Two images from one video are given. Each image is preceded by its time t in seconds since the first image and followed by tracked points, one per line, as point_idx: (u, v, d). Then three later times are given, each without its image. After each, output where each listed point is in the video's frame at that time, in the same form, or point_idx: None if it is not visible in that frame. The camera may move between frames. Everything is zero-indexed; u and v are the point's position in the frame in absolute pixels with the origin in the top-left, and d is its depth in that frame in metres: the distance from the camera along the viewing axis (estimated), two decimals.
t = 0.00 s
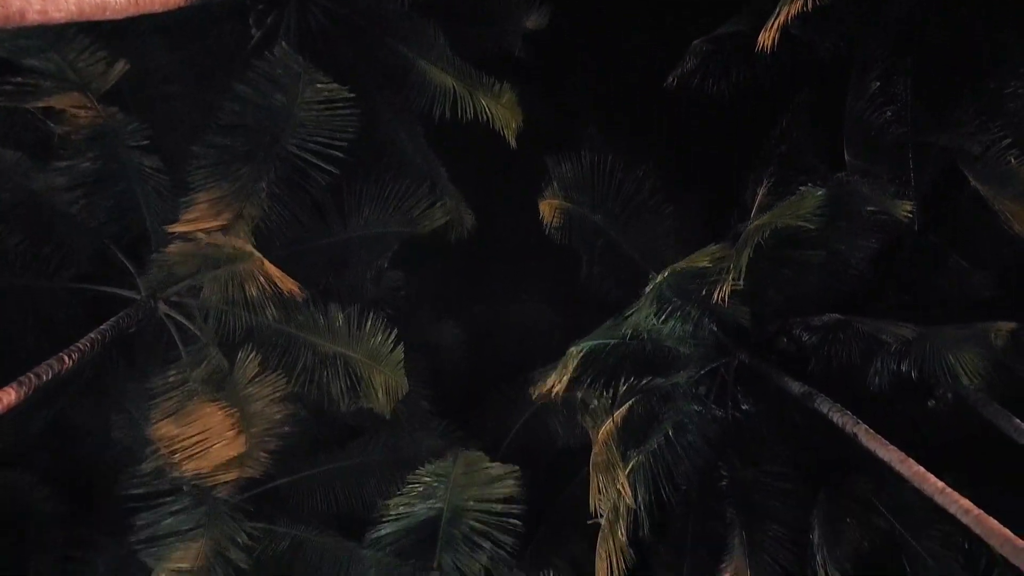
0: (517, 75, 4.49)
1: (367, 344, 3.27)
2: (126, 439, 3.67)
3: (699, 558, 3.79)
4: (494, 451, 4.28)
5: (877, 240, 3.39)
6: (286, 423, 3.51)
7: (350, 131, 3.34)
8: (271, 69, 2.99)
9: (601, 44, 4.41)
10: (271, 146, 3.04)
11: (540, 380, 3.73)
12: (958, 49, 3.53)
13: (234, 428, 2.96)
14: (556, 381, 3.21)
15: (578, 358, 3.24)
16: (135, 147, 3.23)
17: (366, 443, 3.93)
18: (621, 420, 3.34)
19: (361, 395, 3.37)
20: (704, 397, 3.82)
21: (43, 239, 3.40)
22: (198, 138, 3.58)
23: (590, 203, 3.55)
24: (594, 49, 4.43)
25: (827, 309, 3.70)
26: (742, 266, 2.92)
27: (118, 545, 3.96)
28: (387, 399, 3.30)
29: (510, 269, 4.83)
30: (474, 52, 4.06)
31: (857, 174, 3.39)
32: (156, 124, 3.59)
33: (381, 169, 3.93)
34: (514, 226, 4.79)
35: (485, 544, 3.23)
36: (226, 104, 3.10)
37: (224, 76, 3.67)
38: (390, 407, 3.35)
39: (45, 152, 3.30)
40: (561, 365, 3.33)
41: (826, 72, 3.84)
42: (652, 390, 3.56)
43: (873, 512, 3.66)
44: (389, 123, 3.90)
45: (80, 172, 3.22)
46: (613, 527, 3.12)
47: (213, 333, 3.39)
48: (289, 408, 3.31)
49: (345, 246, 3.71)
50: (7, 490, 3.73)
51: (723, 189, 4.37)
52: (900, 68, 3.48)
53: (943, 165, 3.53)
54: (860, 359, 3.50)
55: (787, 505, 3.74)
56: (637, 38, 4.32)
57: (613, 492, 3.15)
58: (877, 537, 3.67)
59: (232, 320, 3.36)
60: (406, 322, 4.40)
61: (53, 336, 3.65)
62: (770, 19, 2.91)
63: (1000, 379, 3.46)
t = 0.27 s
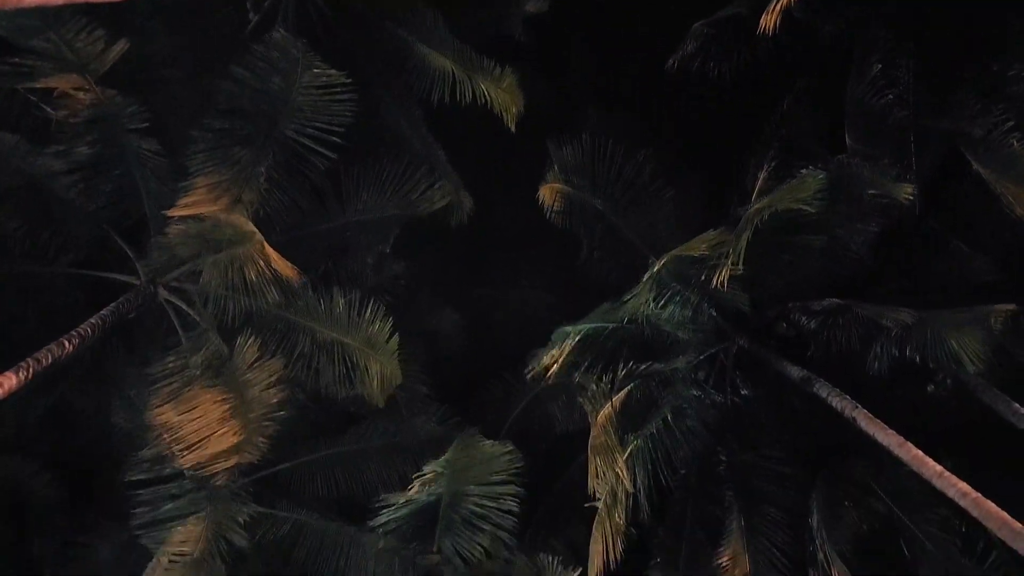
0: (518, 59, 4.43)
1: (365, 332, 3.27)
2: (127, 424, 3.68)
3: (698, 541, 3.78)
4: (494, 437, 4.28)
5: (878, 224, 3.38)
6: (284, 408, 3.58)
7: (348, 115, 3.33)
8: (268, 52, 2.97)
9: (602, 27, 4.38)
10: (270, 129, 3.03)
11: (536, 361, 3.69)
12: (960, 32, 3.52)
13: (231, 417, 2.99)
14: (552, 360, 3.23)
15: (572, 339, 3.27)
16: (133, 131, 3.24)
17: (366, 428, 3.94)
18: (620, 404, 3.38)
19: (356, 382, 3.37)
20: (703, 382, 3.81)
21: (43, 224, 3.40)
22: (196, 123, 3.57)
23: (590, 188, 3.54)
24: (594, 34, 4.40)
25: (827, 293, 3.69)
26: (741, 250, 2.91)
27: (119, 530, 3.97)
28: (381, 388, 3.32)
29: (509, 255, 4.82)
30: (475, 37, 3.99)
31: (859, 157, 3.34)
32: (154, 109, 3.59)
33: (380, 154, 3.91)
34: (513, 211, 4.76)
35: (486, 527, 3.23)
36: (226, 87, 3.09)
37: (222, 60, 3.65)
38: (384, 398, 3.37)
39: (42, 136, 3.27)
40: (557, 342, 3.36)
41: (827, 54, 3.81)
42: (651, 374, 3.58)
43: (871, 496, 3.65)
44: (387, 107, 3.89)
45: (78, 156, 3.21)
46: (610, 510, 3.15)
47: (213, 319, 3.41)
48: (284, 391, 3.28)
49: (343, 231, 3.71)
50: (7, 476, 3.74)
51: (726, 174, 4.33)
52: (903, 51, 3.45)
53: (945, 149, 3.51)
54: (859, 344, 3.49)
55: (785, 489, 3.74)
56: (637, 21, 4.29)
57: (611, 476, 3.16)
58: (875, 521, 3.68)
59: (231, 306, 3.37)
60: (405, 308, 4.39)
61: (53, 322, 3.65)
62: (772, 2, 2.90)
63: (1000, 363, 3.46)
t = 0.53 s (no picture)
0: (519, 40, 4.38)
1: (360, 318, 3.29)
2: (127, 407, 3.68)
3: (696, 522, 3.75)
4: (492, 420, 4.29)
5: (879, 205, 3.36)
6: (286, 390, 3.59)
7: (346, 97, 3.31)
8: (267, 32, 2.95)
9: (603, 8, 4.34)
10: (268, 111, 3.02)
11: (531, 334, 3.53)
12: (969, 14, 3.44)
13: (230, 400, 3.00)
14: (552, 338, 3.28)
15: (571, 317, 3.29)
16: (131, 113, 3.23)
17: (365, 412, 3.95)
18: (620, 385, 3.38)
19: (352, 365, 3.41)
20: (703, 364, 3.81)
21: (40, 207, 3.36)
22: (193, 104, 3.55)
23: (590, 169, 3.54)
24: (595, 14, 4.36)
25: (826, 275, 3.68)
26: (741, 229, 2.90)
27: (121, 513, 3.99)
28: (376, 374, 3.33)
29: (507, 237, 4.80)
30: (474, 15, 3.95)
31: (859, 136, 3.32)
32: (153, 89, 3.59)
33: (378, 135, 3.87)
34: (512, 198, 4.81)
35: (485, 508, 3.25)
36: (225, 67, 3.06)
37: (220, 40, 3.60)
38: (379, 382, 3.40)
39: (39, 117, 3.25)
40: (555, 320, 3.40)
41: (829, 36, 3.77)
42: (652, 355, 3.57)
43: (868, 475, 3.67)
44: (388, 88, 3.88)
45: (75, 137, 3.18)
46: (608, 490, 3.18)
47: (212, 302, 3.40)
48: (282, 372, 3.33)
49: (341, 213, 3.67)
50: (8, 456, 3.77)
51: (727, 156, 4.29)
52: (904, 30, 3.45)
53: (946, 129, 3.50)
54: (859, 324, 3.48)
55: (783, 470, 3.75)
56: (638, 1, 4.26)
57: (610, 457, 3.16)
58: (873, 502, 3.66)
59: (227, 289, 3.35)
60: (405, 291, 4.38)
61: (52, 301, 3.67)
62: None
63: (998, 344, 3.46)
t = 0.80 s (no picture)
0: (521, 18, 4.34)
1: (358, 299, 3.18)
2: (128, 385, 3.70)
3: (692, 503, 3.75)
4: (491, 400, 4.29)
5: (880, 187, 3.34)
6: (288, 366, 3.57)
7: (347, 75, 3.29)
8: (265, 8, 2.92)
9: None
10: (266, 89, 2.99)
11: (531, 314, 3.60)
12: None
13: (230, 374, 3.00)
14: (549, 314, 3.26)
15: (571, 294, 3.26)
16: (130, 90, 3.20)
17: (365, 391, 3.95)
18: (618, 366, 3.39)
19: (352, 345, 3.40)
20: (702, 346, 3.81)
21: (39, 185, 3.33)
22: (190, 82, 3.57)
23: (588, 150, 3.54)
24: None
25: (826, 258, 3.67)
26: (744, 209, 2.88)
27: (121, 489, 4.01)
28: (376, 354, 3.29)
29: (507, 218, 4.78)
30: None
31: (862, 115, 3.31)
32: (150, 67, 3.55)
33: (379, 115, 3.84)
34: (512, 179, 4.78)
35: (480, 488, 3.30)
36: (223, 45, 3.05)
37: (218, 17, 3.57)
38: (380, 362, 3.37)
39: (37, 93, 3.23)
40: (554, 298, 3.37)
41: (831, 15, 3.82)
42: (649, 337, 3.57)
43: (866, 458, 3.64)
44: (389, 66, 3.86)
45: (75, 115, 3.13)
46: (605, 469, 3.21)
47: (210, 280, 3.45)
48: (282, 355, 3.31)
49: (339, 192, 3.67)
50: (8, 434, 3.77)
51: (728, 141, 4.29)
52: (910, 12, 3.41)
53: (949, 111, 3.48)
54: (858, 307, 3.45)
55: (780, 451, 3.75)
56: None
57: (606, 438, 3.19)
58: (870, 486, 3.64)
59: (225, 267, 3.39)
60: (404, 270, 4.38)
61: (51, 281, 3.66)
62: None
63: (996, 328, 3.46)
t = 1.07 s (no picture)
0: None
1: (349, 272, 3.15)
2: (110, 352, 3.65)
3: (673, 490, 3.80)
4: (477, 380, 4.30)
5: (872, 184, 3.39)
6: (281, 334, 3.56)
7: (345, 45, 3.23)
8: None
9: None
10: (262, 58, 2.99)
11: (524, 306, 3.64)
12: None
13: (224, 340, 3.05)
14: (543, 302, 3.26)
15: (566, 278, 3.24)
16: (122, 51, 3.12)
17: (351, 367, 3.93)
18: (605, 351, 3.40)
19: (344, 317, 3.39)
20: (690, 334, 3.84)
21: (22, 143, 3.31)
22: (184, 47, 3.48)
23: (584, 134, 3.56)
24: None
25: (816, 252, 3.71)
26: (740, 202, 2.89)
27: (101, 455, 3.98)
28: (369, 324, 3.32)
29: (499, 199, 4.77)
30: None
31: (859, 113, 3.33)
32: (142, 30, 3.47)
33: (375, 90, 3.79)
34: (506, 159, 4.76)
35: (461, 467, 3.30)
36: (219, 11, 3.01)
37: None
38: (374, 331, 3.36)
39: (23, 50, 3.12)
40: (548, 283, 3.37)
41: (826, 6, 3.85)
42: (638, 323, 3.59)
43: (844, 451, 3.70)
44: (385, 40, 3.78)
45: (66, 74, 3.07)
46: (590, 452, 3.23)
47: (196, 248, 3.43)
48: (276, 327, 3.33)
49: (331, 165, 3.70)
50: None
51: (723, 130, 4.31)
52: (912, 10, 3.39)
53: (944, 110, 3.51)
54: (843, 302, 3.50)
55: (761, 440, 3.77)
56: None
57: (590, 422, 3.23)
58: (847, 479, 3.70)
59: (212, 233, 3.32)
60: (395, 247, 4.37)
61: (36, 243, 3.61)
62: None
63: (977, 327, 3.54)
